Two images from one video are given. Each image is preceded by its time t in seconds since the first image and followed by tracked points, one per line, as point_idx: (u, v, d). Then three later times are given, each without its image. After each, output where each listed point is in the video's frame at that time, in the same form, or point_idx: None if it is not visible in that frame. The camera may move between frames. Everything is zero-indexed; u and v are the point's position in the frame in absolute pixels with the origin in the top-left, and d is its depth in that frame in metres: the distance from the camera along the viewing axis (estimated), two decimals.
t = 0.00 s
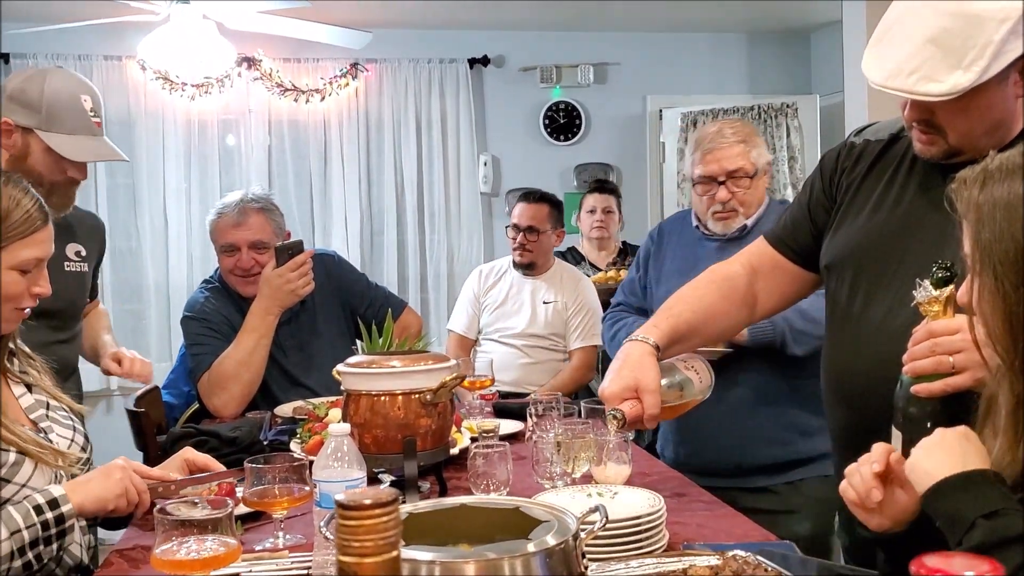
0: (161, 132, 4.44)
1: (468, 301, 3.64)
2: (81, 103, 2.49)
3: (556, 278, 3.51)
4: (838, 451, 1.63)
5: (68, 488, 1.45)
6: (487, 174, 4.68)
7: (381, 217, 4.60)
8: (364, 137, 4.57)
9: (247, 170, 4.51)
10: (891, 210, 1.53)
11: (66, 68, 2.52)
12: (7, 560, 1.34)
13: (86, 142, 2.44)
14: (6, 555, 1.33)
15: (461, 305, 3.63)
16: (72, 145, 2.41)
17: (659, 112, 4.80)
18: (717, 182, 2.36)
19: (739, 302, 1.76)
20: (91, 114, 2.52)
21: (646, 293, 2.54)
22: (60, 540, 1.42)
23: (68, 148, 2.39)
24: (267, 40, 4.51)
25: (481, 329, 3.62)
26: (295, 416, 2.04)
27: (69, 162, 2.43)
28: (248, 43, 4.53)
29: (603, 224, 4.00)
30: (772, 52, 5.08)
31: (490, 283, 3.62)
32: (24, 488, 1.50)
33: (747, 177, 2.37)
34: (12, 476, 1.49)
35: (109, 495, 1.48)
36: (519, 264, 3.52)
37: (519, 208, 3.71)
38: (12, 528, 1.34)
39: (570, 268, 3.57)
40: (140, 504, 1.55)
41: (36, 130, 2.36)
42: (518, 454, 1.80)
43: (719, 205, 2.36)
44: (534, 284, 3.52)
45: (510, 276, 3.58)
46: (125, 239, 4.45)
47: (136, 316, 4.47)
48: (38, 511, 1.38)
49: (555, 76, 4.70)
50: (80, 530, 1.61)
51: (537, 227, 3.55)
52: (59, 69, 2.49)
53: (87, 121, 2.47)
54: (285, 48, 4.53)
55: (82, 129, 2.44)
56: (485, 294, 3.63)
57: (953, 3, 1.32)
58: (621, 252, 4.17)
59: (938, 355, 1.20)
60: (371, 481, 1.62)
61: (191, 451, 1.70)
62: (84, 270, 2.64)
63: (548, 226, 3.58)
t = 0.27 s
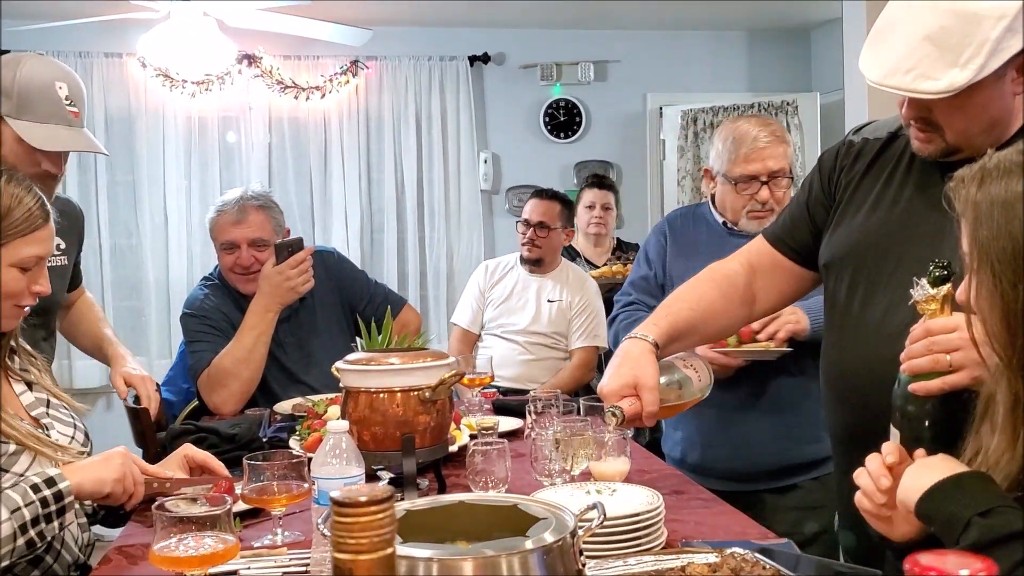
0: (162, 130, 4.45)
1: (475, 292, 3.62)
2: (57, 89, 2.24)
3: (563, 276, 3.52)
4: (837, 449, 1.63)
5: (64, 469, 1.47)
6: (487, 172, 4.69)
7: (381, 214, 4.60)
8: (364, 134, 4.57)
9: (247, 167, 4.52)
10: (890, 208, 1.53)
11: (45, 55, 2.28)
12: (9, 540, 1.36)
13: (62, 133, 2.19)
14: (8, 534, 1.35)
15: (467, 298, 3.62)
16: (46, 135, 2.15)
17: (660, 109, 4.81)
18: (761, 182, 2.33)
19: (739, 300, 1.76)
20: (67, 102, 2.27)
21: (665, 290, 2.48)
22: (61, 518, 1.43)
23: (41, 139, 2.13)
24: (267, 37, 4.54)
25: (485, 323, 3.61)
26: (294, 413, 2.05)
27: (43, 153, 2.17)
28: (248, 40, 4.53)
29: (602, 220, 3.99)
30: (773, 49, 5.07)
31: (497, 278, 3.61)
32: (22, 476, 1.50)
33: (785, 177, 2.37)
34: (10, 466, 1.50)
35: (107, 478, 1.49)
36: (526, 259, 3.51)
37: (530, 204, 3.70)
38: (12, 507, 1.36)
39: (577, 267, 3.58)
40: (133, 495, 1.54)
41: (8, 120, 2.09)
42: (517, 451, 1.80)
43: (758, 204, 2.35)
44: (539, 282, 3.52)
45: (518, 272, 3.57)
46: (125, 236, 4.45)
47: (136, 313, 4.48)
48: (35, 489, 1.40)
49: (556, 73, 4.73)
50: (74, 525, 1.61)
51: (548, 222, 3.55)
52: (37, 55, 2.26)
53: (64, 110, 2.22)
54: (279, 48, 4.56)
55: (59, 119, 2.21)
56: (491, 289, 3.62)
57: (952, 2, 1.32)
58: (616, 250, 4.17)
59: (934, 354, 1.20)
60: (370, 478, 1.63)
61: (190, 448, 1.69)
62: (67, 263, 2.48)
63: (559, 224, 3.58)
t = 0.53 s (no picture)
0: (162, 128, 4.45)
1: (477, 291, 3.64)
2: (64, 98, 2.20)
3: (567, 274, 3.53)
4: (837, 448, 1.63)
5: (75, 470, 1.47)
6: (488, 170, 4.69)
7: (381, 213, 4.61)
8: (364, 132, 4.57)
9: (248, 165, 4.52)
10: (890, 206, 1.53)
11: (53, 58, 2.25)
12: (20, 537, 1.36)
13: (65, 143, 2.16)
14: (19, 532, 1.35)
15: (469, 294, 3.63)
16: (51, 146, 2.12)
17: (660, 107, 4.76)
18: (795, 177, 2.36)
19: (739, 299, 1.76)
20: (74, 111, 2.23)
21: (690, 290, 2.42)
22: (70, 516, 1.44)
23: (45, 149, 2.11)
24: (268, 35, 4.48)
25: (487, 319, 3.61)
26: (294, 412, 2.05)
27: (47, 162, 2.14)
28: (247, 38, 4.50)
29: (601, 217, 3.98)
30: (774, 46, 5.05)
31: (500, 275, 3.62)
32: (25, 475, 1.51)
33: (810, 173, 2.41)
34: (12, 465, 1.50)
35: (117, 480, 1.50)
36: (531, 254, 3.52)
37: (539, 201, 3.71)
38: (22, 503, 1.36)
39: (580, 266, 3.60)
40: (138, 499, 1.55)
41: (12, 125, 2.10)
42: (517, 450, 1.80)
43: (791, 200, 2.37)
44: (541, 280, 3.53)
45: (521, 270, 3.57)
46: (125, 234, 4.45)
47: (137, 311, 4.48)
48: (46, 488, 1.40)
49: (555, 71, 4.66)
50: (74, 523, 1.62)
51: (554, 218, 3.57)
52: (49, 61, 2.24)
53: (70, 118, 2.19)
54: (284, 43, 4.51)
55: (64, 128, 2.18)
56: (494, 287, 3.62)
57: None
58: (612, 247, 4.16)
59: (934, 353, 1.20)
60: (370, 477, 1.63)
61: (190, 447, 1.69)
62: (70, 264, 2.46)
63: (564, 220, 3.60)
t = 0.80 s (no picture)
0: (163, 125, 4.45)
1: (470, 291, 3.62)
2: (86, 123, 2.07)
3: (559, 269, 3.53)
4: (836, 446, 1.63)
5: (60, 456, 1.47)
6: (488, 168, 4.69)
7: (382, 210, 4.61)
8: (365, 129, 4.57)
9: (249, 163, 4.52)
10: (890, 204, 1.53)
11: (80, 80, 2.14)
12: (7, 528, 1.37)
13: (84, 170, 2.03)
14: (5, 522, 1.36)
15: (462, 295, 3.61)
16: (66, 170, 2.00)
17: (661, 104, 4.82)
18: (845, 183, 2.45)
19: (739, 297, 1.75)
20: (97, 138, 2.10)
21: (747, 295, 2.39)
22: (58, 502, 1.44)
23: (62, 176, 1.99)
24: (267, 32, 4.52)
25: (482, 320, 3.60)
26: (295, 410, 2.05)
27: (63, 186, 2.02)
28: (249, 36, 4.53)
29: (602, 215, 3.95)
30: (774, 43, 5.05)
31: (493, 275, 3.61)
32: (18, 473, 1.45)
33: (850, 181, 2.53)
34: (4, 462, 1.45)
35: (104, 468, 1.49)
36: (525, 249, 3.51)
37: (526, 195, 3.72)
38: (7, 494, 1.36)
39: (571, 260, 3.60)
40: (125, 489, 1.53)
41: (28, 148, 1.98)
42: (518, 448, 1.81)
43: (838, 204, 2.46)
44: (536, 278, 3.52)
45: (513, 269, 3.57)
46: (125, 231, 4.45)
47: (138, 309, 4.48)
48: (30, 475, 1.40)
49: (556, 68, 4.70)
50: (72, 517, 1.62)
51: (547, 211, 3.58)
52: (74, 82, 2.11)
53: (90, 143, 2.06)
54: (281, 43, 4.54)
55: (81, 153, 2.04)
56: (487, 287, 3.62)
57: None
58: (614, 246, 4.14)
59: (934, 351, 1.20)
60: (371, 476, 1.63)
61: (189, 446, 1.69)
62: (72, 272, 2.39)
63: (554, 212, 3.61)
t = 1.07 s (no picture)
0: (167, 125, 4.45)
1: (463, 295, 3.63)
2: (101, 128, 2.08)
3: (551, 266, 3.54)
4: (841, 447, 1.64)
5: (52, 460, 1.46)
6: (492, 166, 4.64)
7: (386, 210, 4.63)
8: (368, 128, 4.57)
9: (253, 163, 4.53)
10: (895, 204, 1.54)
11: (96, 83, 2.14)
12: None
13: (98, 178, 2.04)
14: None
15: (456, 300, 3.62)
16: (82, 179, 2.01)
17: (665, 104, 4.73)
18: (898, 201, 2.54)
19: (743, 296, 1.75)
20: (109, 141, 2.10)
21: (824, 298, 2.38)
22: (51, 509, 1.45)
23: (73, 180, 1.99)
24: (271, 32, 4.47)
25: (478, 324, 3.61)
26: (300, 410, 2.06)
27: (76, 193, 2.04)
28: (253, 35, 4.45)
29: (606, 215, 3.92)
30: (778, 41, 5.04)
31: (484, 277, 3.62)
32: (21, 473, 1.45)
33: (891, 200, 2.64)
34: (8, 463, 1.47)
35: (97, 471, 1.50)
36: (516, 246, 3.52)
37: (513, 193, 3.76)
38: None
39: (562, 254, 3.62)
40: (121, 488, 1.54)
41: (40, 152, 1.99)
42: (522, 448, 1.81)
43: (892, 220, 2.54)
44: (530, 277, 3.53)
45: (505, 269, 3.59)
46: (130, 231, 4.46)
47: (143, 309, 4.49)
48: (22, 483, 1.41)
49: (559, 68, 4.62)
50: (78, 518, 1.63)
51: (533, 206, 3.64)
52: (89, 86, 2.11)
53: (104, 149, 2.07)
54: (288, 41, 4.50)
55: (96, 160, 2.05)
56: (480, 288, 3.63)
57: None
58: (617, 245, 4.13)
59: (939, 350, 1.21)
60: (377, 476, 1.64)
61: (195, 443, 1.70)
62: (82, 277, 2.41)
63: (540, 206, 3.66)
